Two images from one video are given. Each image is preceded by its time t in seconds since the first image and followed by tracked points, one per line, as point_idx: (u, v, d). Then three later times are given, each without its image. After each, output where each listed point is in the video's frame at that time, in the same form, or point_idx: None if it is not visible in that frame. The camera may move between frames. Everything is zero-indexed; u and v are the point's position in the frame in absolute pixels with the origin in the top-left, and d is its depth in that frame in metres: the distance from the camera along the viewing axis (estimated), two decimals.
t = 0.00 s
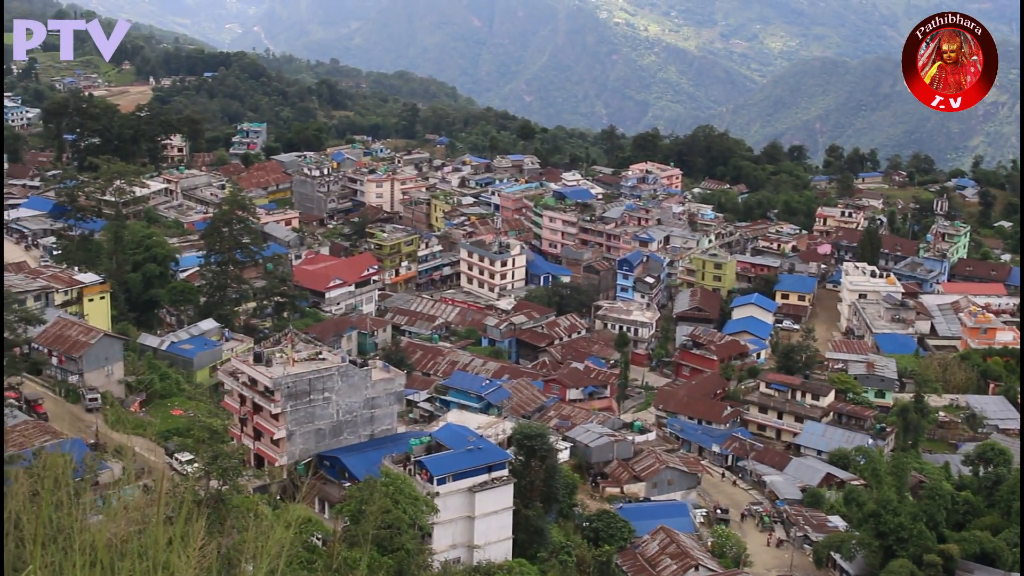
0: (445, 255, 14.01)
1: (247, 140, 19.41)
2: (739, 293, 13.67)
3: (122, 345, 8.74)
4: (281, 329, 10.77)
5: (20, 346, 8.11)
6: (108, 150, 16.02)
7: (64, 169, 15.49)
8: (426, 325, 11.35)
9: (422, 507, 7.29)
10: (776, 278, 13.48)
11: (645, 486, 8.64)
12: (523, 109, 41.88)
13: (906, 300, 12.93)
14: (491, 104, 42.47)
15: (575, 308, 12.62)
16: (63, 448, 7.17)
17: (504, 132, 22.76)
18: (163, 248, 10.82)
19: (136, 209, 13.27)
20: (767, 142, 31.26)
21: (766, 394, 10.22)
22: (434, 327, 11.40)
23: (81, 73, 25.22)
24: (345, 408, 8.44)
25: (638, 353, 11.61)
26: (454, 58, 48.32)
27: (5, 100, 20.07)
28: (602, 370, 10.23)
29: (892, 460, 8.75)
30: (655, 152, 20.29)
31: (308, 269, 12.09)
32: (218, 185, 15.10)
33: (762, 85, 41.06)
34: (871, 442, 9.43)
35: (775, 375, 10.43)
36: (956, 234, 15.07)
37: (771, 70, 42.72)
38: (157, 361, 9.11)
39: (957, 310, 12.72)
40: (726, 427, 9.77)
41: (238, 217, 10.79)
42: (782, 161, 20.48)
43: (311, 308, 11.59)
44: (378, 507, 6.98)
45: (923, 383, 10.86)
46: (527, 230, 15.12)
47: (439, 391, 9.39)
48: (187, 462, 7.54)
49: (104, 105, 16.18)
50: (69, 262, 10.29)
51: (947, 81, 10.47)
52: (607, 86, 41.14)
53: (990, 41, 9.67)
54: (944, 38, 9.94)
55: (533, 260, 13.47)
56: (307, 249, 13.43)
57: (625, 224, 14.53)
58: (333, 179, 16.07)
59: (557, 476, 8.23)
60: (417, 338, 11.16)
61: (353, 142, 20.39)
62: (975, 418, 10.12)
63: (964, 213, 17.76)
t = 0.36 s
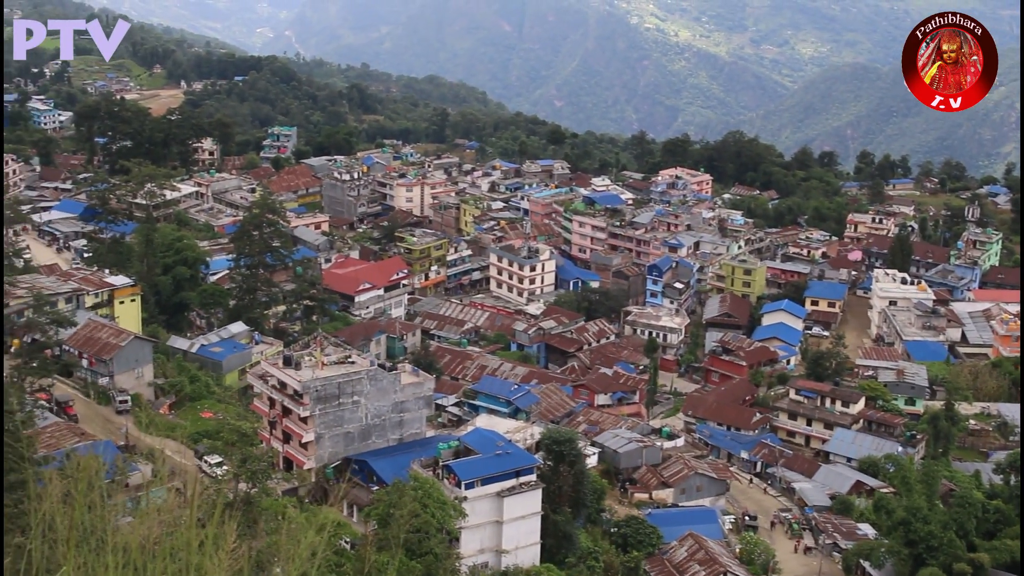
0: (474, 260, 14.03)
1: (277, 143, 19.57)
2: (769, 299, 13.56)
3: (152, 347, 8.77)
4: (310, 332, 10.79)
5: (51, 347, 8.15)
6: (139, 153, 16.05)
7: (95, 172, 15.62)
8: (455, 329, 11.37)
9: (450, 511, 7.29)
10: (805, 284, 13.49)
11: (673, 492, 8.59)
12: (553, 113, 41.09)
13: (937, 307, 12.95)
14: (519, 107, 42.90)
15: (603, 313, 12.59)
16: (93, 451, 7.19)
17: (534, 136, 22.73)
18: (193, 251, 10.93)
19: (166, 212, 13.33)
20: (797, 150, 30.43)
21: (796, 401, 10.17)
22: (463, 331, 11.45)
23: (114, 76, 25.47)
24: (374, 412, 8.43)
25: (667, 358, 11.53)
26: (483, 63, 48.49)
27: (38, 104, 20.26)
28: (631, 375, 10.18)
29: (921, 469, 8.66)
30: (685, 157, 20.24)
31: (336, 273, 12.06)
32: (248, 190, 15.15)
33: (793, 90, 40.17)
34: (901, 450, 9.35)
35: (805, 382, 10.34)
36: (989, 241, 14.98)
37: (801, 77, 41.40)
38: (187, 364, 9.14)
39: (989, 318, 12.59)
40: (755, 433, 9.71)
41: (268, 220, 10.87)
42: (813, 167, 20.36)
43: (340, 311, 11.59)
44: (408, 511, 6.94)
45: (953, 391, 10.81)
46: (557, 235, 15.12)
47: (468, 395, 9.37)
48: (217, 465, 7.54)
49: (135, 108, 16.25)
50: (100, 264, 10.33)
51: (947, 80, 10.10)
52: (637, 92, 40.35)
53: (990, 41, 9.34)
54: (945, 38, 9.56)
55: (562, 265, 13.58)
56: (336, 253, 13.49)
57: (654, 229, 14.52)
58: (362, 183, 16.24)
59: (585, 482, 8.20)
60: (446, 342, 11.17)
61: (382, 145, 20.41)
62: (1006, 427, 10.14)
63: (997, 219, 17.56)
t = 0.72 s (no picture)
0: (503, 266, 14.03)
1: (307, 147, 19.74)
2: (798, 307, 13.51)
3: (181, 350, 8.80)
4: (339, 336, 10.83)
5: (80, 350, 8.17)
6: (170, 157, 16.09)
7: (126, 175, 15.77)
8: (483, 335, 11.36)
9: (478, 517, 7.29)
10: (835, 292, 13.38)
11: (701, 499, 8.54)
12: (583, 120, 40.86)
13: (967, 316, 12.83)
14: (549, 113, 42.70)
15: (632, 320, 12.47)
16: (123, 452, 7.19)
17: (563, 142, 22.74)
18: (223, 256, 10.96)
19: (197, 215, 13.41)
20: (827, 156, 29.46)
21: (824, 409, 10.14)
22: (491, 337, 11.40)
23: (146, 80, 25.82)
24: (402, 417, 8.43)
25: (696, 365, 11.53)
26: (512, 67, 48.65)
27: (70, 107, 20.54)
28: (659, 382, 10.16)
29: (950, 478, 8.65)
30: (715, 164, 20.24)
31: (365, 277, 12.04)
32: (278, 195, 15.24)
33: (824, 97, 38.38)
34: (931, 459, 9.31)
35: (833, 390, 10.32)
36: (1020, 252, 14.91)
37: (833, 84, 40.00)
38: (216, 368, 9.17)
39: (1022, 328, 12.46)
40: (784, 441, 9.66)
41: (298, 224, 10.95)
42: (843, 174, 20.30)
43: (368, 316, 11.62)
44: (435, 517, 6.91)
45: (983, 401, 10.77)
46: (585, 241, 15.24)
47: (496, 400, 9.38)
48: (246, 469, 7.54)
49: (166, 112, 16.36)
50: (130, 267, 10.38)
51: (947, 81, 9.93)
52: (667, 98, 39.70)
53: (990, 40, 9.10)
54: (945, 38, 9.39)
55: (591, 271, 13.54)
56: (365, 258, 13.57)
57: (684, 236, 14.44)
58: (391, 188, 16.18)
59: (612, 488, 8.17)
60: (474, 348, 11.16)
61: (412, 150, 20.48)
62: None
63: None
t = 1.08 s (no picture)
0: (533, 272, 14.03)
1: (338, 154, 19.66)
2: (830, 312, 13.44)
3: (213, 357, 8.83)
4: (370, 343, 10.84)
5: (113, 357, 8.28)
6: (201, 163, 16.22)
7: (157, 182, 15.88)
8: (514, 341, 11.38)
9: (509, 522, 7.27)
10: (867, 296, 13.38)
11: (732, 505, 8.46)
12: (612, 125, 39.35)
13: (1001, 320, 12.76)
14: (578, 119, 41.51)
15: (662, 325, 12.39)
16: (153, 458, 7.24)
17: (593, 148, 22.67)
18: (254, 262, 10.99)
19: (228, 222, 13.46)
20: (858, 161, 27.33)
21: (855, 414, 10.14)
22: (522, 342, 11.46)
23: (177, 88, 26.08)
24: (433, 423, 8.43)
25: (727, 370, 11.51)
26: (541, 73, 46.67)
27: (102, 115, 20.74)
28: (690, 388, 10.07)
29: (983, 483, 8.47)
30: (745, 170, 20.16)
31: (396, 284, 12.06)
32: (309, 202, 15.27)
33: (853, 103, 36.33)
34: (964, 465, 9.27)
35: (864, 395, 10.34)
36: None
37: (866, 88, 37.60)
38: (248, 374, 9.18)
39: None
40: (815, 446, 9.62)
41: (328, 231, 10.97)
42: (874, 179, 20.19)
43: (399, 322, 11.64)
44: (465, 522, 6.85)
45: (1017, 406, 10.61)
46: (616, 247, 15.14)
47: (526, 406, 9.38)
48: (277, 475, 7.57)
49: (197, 119, 16.47)
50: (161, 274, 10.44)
51: (947, 80, 9.81)
52: (696, 103, 38.48)
53: (990, 41, 9.04)
54: (944, 38, 9.31)
55: (621, 276, 13.63)
56: (395, 264, 13.60)
57: (714, 241, 14.54)
58: (422, 194, 16.30)
59: (644, 494, 8.17)
60: (504, 354, 11.19)
61: (441, 156, 20.52)
62: None
63: None
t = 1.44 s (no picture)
0: (569, 279, 14.04)
1: (374, 161, 19.78)
2: (867, 320, 13.31)
3: (249, 364, 8.86)
4: (406, 350, 10.85)
5: (150, 363, 8.32)
6: (238, 170, 16.52)
7: (195, 189, 16.04)
8: (550, 348, 11.39)
9: (544, 530, 7.22)
10: (905, 304, 13.20)
11: (769, 514, 8.39)
12: (650, 133, 38.92)
13: None
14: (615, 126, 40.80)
15: (699, 333, 12.38)
16: (191, 465, 7.30)
17: (630, 155, 22.65)
18: (291, 269, 11.01)
19: (265, 229, 13.53)
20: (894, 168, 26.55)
21: (893, 423, 10.11)
22: (557, 350, 11.45)
23: (214, 96, 26.39)
24: (468, 430, 8.42)
25: (763, 379, 11.48)
26: (578, 80, 46.62)
27: (140, 123, 20.95)
28: (727, 396, 10.06)
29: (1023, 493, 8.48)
30: (782, 177, 20.08)
31: (432, 291, 12.11)
32: (345, 209, 15.31)
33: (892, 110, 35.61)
34: (1002, 475, 9.18)
35: (902, 404, 10.29)
36: None
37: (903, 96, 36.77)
38: (284, 380, 9.19)
39: None
40: (852, 455, 9.59)
41: (365, 239, 11.06)
42: (912, 187, 20.04)
43: (435, 329, 11.66)
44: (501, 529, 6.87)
45: None
46: (652, 254, 15.19)
47: (562, 414, 9.38)
48: (313, 481, 7.58)
49: (235, 127, 16.63)
50: (199, 281, 10.50)
51: (947, 81, 10.16)
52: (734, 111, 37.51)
53: (990, 40, 9.30)
54: (944, 38, 9.65)
55: (658, 284, 13.54)
56: (431, 271, 13.75)
57: (751, 249, 14.44)
58: (457, 201, 16.32)
59: (679, 502, 8.12)
60: (540, 361, 11.18)
61: (477, 164, 20.60)
62: None
63: None
